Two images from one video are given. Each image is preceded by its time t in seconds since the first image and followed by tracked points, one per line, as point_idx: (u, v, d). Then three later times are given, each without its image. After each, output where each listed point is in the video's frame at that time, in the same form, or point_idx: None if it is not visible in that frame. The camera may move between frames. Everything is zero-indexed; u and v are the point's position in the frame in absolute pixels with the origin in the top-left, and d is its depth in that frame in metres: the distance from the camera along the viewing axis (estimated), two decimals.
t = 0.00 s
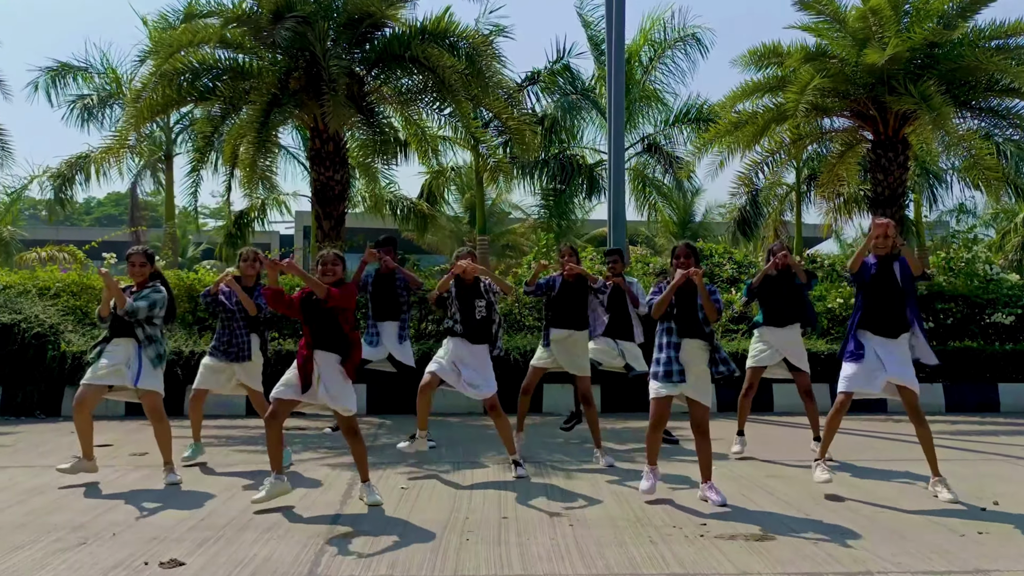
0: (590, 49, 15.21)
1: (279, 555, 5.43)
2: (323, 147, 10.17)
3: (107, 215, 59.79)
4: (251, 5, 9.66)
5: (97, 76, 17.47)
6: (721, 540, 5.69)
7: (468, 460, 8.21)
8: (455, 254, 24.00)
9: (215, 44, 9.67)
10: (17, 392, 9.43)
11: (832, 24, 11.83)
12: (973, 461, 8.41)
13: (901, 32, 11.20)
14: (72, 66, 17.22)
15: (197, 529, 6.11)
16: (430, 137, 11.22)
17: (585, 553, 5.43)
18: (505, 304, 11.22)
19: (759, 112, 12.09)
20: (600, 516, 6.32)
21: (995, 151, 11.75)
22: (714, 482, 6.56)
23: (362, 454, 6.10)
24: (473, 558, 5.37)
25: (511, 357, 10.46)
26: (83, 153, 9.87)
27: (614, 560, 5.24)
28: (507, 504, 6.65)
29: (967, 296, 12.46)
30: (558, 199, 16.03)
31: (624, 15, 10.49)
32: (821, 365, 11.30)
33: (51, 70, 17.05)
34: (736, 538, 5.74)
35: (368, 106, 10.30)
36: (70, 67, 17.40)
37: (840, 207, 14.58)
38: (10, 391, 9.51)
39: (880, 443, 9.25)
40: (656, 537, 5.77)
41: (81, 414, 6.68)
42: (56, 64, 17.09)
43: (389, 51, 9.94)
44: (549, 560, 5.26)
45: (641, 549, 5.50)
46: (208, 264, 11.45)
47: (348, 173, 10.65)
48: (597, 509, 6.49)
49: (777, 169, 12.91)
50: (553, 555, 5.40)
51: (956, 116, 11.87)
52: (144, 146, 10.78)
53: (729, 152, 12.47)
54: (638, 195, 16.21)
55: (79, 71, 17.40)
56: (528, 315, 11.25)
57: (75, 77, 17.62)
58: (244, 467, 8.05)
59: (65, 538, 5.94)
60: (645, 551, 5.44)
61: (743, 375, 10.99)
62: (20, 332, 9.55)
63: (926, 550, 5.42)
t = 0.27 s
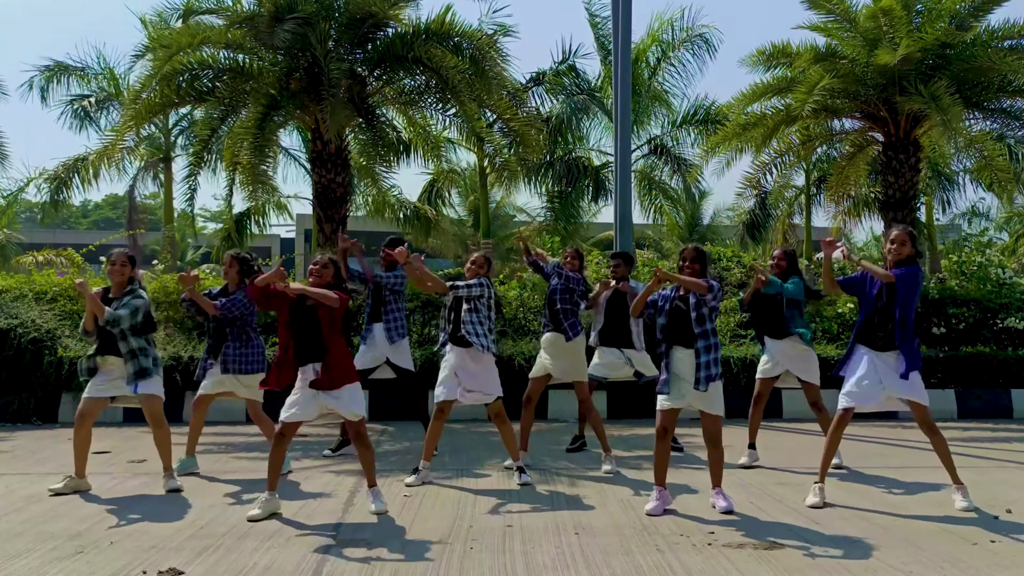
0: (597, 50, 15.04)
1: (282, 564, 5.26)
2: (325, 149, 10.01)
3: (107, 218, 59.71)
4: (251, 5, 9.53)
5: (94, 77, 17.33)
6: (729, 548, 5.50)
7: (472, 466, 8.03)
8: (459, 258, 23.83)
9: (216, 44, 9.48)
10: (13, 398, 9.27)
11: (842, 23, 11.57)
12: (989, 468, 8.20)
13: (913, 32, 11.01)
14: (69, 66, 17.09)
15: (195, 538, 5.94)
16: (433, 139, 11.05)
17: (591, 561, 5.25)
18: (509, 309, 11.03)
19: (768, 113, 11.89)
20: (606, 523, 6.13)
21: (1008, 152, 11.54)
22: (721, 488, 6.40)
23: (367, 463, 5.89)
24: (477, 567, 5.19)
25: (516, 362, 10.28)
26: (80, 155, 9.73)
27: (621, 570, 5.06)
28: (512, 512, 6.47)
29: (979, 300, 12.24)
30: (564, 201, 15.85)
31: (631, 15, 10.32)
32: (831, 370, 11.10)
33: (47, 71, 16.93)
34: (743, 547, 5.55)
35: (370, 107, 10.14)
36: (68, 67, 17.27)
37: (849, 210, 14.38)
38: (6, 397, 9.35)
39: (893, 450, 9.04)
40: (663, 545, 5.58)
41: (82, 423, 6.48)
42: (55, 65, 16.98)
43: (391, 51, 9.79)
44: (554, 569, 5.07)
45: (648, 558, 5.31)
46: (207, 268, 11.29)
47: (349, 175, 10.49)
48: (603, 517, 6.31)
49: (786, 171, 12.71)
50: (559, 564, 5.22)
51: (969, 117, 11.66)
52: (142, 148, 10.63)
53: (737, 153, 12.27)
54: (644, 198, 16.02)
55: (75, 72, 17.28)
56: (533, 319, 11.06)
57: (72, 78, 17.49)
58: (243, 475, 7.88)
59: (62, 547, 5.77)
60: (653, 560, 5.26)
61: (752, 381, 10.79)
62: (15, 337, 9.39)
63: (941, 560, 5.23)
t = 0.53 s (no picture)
0: (602, 50, 14.89)
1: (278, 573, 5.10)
2: (326, 150, 9.88)
3: (103, 222, 59.58)
4: (252, 5, 9.43)
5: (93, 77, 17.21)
6: (737, 556, 5.34)
7: (475, 473, 7.87)
8: (462, 261, 23.67)
9: (215, 44, 9.41)
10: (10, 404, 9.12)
11: (852, 23, 11.46)
12: (1004, 475, 8.00)
13: (923, 32, 10.86)
14: (67, 66, 16.99)
15: (193, 545, 5.78)
16: (437, 141, 10.90)
17: (599, 570, 5.08)
18: (514, 313, 10.86)
19: (777, 114, 11.73)
20: (614, 531, 5.96)
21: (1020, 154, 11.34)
22: (730, 496, 6.21)
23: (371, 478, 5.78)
24: None
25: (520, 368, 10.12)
26: (78, 157, 9.61)
27: None
28: (515, 519, 6.30)
29: (991, 304, 12.01)
30: (569, 203, 15.69)
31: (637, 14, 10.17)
32: (841, 376, 10.92)
33: (44, 70, 16.82)
34: (752, 555, 5.39)
35: (373, 109, 10.02)
36: (66, 67, 17.18)
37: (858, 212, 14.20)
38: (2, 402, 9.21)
39: (904, 457, 8.85)
40: (670, 553, 5.42)
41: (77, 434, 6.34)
42: (55, 66, 16.89)
43: (393, 51, 9.66)
44: None
45: (659, 566, 5.15)
46: (207, 271, 11.17)
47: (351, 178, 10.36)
48: (608, 524, 6.14)
49: (794, 173, 12.55)
50: (566, 572, 5.05)
51: (979, 118, 11.48)
52: (141, 149, 10.50)
53: (745, 155, 12.10)
54: (650, 201, 15.86)
55: (72, 72, 17.18)
56: (538, 324, 10.89)
57: (70, 78, 17.38)
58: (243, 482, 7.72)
59: (58, 555, 5.62)
60: (664, 569, 5.09)
61: (760, 386, 10.60)
62: (12, 342, 9.24)
63: (956, 570, 5.06)
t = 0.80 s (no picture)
0: (607, 50, 14.75)
1: None
2: (327, 152, 9.75)
3: (103, 225, 59.47)
4: (252, 4, 9.34)
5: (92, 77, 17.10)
6: (744, 565, 5.19)
7: (477, 478, 7.71)
8: (466, 264, 23.52)
9: (213, 43, 9.32)
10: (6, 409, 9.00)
11: (860, 23, 11.29)
12: (1018, 481, 7.82)
13: (932, 31, 10.72)
14: (67, 66, 16.89)
15: (191, 552, 5.65)
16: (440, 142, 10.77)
17: None
18: (518, 317, 10.72)
19: (784, 115, 11.57)
20: (621, 538, 5.82)
21: None
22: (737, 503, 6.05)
23: (357, 481, 5.62)
24: None
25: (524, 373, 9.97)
26: (77, 159, 9.51)
27: None
28: (518, 526, 6.16)
29: (1002, 308, 11.79)
30: (574, 205, 15.54)
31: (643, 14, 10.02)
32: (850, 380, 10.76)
33: (42, 69, 16.73)
34: (763, 563, 5.24)
35: (375, 110, 9.90)
36: (66, 67, 17.08)
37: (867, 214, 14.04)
38: None
39: (915, 462, 8.68)
40: (676, 561, 5.27)
41: (70, 439, 6.22)
42: (56, 66, 16.80)
43: (395, 51, 9.54)
44: None
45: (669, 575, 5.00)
46: (207, 274, 11.05)
47: (353, 180, 10.23)
48: (612, 530, 5.99)
49: (802, 175, 12.38)
50: None
51: (991, 119, 11.31)
52: (140, 150, 10.38)
53: (751, 156, 11.95)
54: (656, 203, 15.71)
55: (71, 72, 17.08)
56: (542, 328, 10.75)
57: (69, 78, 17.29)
58: (242, 488, 7.59)
59: (54, 562, 5.49)
60: None
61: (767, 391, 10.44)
62: (9, 346, 9.13)
63: None
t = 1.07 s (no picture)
0: (612, 50, 14.62)
1: None
2: (328, 154, 9.62)
3: (101, 226, 59.34)
4: (252, 4, 9.24)
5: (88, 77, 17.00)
6: (753, 572, 5.04)
7: (481, 485, 7.57)
8: (468, 266, 23.36)
9: (211, 43, 9.23)
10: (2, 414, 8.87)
11: (868, 22, 11.17)
12: None
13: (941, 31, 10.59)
14: (65, 67, 16.79)
15: (188, 559, 5.50)
16: (441, 144, 10.64)
17: None
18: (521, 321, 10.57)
19: (791, 116, 11.43)
20: (629, 544, 5.66)
21: None
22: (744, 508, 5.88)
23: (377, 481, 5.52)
24: None
25: (527, 377, 9.82)
26: (74, 160, 9.40)
27: None
28: (521, 531, 6.02)
29: (1013, 312, 11.62)
30: (578, 206, 15.40)
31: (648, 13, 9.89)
32: (858, 385, 10.60)
33: (39, 69, 16.64)
34: (776, 571, 5.07)
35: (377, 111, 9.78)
36: (64, 68, 16.98)
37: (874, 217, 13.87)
38: None
39: (927, 468, 8.51)
40: (682, 568, 5.12)
41: (75, 440, 6.11)
42: (54, 68, 16.71)
43: (396, 51, 9.42)
44: None
45: None
46: (206, 278, 10.93)
47: (354, 181, 10.10)
48: (617, 536, 5.84)
49: (810, 177, 12.23)
50: None
51: (1001, 119, 11.14)
52: (138, 152, 10.27)
53: (758, 158, 11.80)
54: (661, 205, 15.55)
55: (68, 72, 17.00)
56: (546, 332, 10.60)
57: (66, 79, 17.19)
58: (241, 494, 7.45)
59: (49, 569, 5.34)
60: None
61: (775, 396, 10.28)
62: (5, 350, 9.00)
63: None
